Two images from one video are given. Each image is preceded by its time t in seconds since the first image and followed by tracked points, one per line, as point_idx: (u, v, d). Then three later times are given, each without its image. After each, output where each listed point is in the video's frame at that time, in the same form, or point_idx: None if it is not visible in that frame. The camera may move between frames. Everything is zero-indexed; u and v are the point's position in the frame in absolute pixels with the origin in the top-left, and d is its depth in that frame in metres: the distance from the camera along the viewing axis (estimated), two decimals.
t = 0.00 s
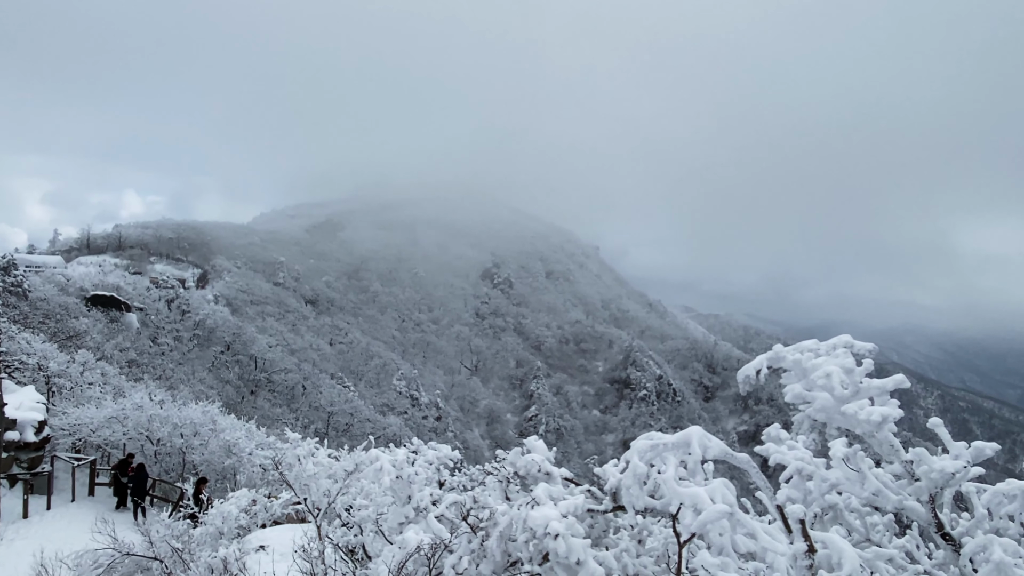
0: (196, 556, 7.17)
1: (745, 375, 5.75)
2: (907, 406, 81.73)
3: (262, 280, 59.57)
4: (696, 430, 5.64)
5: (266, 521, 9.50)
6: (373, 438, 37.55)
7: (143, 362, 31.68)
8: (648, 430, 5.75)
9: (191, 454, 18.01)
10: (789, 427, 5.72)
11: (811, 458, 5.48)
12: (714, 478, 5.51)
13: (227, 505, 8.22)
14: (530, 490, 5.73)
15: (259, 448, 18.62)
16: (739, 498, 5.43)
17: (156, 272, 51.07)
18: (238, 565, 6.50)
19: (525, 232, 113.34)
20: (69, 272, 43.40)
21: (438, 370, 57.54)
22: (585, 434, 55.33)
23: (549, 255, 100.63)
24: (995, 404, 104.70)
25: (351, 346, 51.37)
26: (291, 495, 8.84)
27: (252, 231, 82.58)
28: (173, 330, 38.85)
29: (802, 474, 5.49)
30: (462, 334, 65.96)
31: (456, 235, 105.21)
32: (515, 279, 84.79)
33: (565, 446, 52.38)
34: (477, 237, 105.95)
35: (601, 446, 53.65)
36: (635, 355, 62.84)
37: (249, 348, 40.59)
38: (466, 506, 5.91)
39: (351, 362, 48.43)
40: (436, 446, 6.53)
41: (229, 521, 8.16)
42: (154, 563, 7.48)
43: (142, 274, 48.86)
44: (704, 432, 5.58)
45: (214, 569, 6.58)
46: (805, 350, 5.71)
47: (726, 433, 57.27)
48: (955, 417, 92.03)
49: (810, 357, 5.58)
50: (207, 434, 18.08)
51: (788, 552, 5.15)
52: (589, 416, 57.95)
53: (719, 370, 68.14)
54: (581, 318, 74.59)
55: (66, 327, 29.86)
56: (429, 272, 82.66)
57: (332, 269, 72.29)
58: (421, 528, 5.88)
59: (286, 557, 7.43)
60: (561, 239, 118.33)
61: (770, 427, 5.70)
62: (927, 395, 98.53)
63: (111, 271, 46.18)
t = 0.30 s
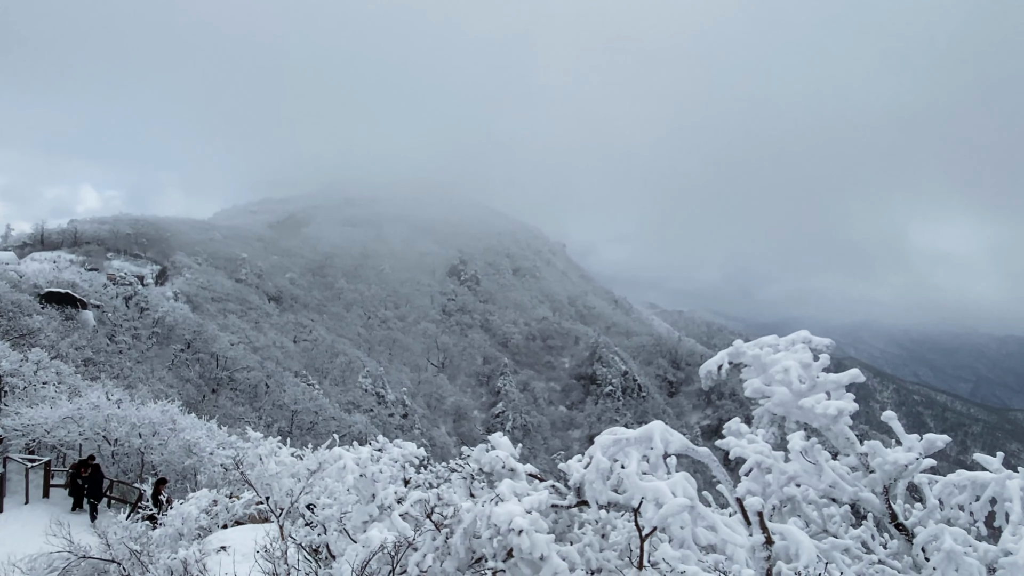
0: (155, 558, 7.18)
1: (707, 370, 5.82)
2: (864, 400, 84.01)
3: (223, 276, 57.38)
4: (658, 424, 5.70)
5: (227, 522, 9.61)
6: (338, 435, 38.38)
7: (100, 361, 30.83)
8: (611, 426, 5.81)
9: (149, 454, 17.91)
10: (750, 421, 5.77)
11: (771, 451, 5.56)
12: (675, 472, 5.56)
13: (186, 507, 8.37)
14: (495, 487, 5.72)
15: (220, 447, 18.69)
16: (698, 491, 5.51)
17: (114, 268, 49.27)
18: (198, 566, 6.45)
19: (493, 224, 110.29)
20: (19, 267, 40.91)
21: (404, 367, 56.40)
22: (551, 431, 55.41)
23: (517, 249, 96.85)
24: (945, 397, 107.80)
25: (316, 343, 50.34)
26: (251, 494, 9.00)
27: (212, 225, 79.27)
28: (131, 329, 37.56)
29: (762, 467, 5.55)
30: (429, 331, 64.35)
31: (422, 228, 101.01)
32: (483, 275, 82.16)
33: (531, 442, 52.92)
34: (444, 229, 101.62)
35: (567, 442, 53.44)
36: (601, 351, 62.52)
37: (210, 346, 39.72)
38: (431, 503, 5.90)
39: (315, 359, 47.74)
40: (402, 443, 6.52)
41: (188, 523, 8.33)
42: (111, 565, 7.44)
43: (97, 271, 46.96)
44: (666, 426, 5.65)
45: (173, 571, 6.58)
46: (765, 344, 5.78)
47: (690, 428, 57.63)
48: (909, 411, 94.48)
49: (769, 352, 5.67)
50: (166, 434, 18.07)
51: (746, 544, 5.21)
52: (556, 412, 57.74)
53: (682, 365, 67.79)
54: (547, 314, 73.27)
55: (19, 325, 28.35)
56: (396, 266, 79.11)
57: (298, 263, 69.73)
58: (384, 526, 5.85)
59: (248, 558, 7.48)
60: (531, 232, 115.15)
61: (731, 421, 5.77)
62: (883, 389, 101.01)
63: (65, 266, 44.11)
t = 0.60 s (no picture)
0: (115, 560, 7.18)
1: (672, 366, 5.87)
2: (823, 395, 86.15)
3: (186, 272, 54.98)
4: (623, 420, 5.71)
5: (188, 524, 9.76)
6: (304, 435, 37.31)
7: (56, 359, 29.87)
8: (577, 422, 5.81)
9: (108, 455, 17.56)
10: (713, 415, 5.82)
11: (733, 445, 5.61)
12: (639, 467, 5.57)
13: (145, 508, 8.47)
14: (460, 483, 5.71)
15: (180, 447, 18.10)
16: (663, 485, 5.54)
17: (71, 266, 47.73)
18: (157, 569, 6.37)
19: (463, 217, 107.78)
20: None
21: (371, 365, 55.23)
22: (519, 428, 54.89)
23: (485, 245, 92.92)
24: (900, 390, 110.60)
25: (281, 341, 49.14)
26: (213, 496, 9.13)
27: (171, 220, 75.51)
28: (89, 326, 36.08)
29: (725, 461, 5.58)
30: (397, 329, 62.54)
31: (388, 222, 95.47)
32: (451, 272, 78.97)
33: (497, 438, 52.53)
34: (411, 222, 96.75)
35: (534, 438, 53.19)
36: (569, 348, 62.28)
37: (172, 344, 38.52)
38: (397, 501, 5.88)
39: (280, 357, 46.68)
40: (368, 442, 6.49)
41: (147, 524, 8.44)
42: (69, 569, 7.46)
43: (52, 268, 45.15)
44: (630, 422, 5.66)
45: (132, 572, 6.66)
46: (728, 341, 5.84)
47: (655, 424, 57.94)
48: (866, 405, 96.94)
49: (732, 348, 5.71)
50: (126, 433, 17.60)
51: (709, 537, 5.24)
52: (523, 409, 57.56)
53: (649, 362, 68.51)
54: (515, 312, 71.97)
55: None
56: (364, 264, 75.37)
57: (263, 260, 67.35)
58: (349, 525, 5.80)
59: (209, 559, 7.50)
60: (500, 229, 111.21)
61: (695, 416, 5.81)
62: (841, 384, 103.37)
63: (16, 263, 42.21)
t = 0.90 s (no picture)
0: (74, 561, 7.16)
1: (639, 362, 5.88)
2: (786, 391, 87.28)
3: (148, 269, 52.40)
4: (590, 416, 5.70)
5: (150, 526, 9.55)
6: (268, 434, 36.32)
7: (11, 359, 27.95)
8: (545, 419, 5.79)
9: (67, 456, 17.18)
10: (678, 411, 5.83)
11: (698, 440, 5.62)
12: (606, 463, 5.56)
13: (105, 510, 8.37)
14: (427, 481, 5.67)
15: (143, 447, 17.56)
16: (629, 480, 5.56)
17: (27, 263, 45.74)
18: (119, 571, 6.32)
19: (433, 214, 106.53)
20: None
21: (339, 363, 53.55)
22: (488, 424, 52.31)
23: (454, 241, 90.84)
24: (861, 385, 112.37)
25: (247, 340, 46.97)
26: (176, 497, 8.84)
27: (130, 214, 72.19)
28: (46, 325, 33.00)
29: (689, 456, 5.61)
30: (365, 326, 60.74)
31: (353, 219, 93.04)
32: (420, 270, 77.04)
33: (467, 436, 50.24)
34: (377, 219, 94.38)
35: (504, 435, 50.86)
36: (538, 345, 60.52)
37: (133, 343, 36.36)
38: (363, 500, 5.84)
39: (246, 355, 44.82)
40: (335, 440, 6.46)
41: (108, 526, 8.32)
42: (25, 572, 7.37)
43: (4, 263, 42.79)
44: (597, 418, 5.65)
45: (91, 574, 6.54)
46: (694, 338, 5.87)
47: (623, 419, 56.96)
48: (828, 400, 99.29)
49: (697, 344, 5.74)
50: (85, 434, 17.35)
51: (674, 531, 5.25)
52: (492, 406, 54.84)
53: (618, 359, 67.90)
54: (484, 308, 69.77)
55: None
56: (330, 261, 73.79)
57: (226, 256, 64.66)
58: (315, 525, 5.77)
59: (173, 561, 7.36)
60: (469, 225, 109.43)
61: (661, 411, 5.83)
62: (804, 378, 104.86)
63: None
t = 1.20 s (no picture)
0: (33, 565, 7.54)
1: (607, 359, 5.89)
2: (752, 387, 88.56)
3: (109, 266, 49.72)
4: (558, 413, 5.67)
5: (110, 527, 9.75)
6: (233, 433, 35.79)
7: None
8: (513, 416, 5.74)
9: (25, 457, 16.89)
10: (644, 407, 5.84)
11: (665, 436, 5.62)
12: (574, 459, 5.55)
13: (65, 512, 8.65)
14: (395, 480, 5.61)
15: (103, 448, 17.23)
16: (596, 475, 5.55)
17: None
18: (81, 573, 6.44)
19: (404, 211, 104.84)
20: None
21: (307, 361, 51.11)
22: (458, 422, 51.51)
23: (424, 238, 88.66)
24: (824, 381, 114.71)
25: (212, 337, 45.66)
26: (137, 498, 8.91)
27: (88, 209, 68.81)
28: None
29: (655, 451, 5.61)
30: (334, 324, 57.82)
31: (320, 215, 88.91)
32: (388, 267, 73.22)
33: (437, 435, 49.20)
34: (347, 215, 90.89)
35: (474, 433, 50.11)
36: (508, 342, 59.76)
37: (93, 341, 35.00)
38: (329, 499, 5.79)
39: (210, 354, 43.33)
40: (302, 439, 6.42)
41: (68, 528, 8.57)
42: None
43: None
44: (565, 415, 5.62)
45: None
46: (661, 335, 5.89)
47: (592, 416, 56.18)
48: (794, 395, 101.37)
49: (664, 341, 5.75)
50: (45, 435, 17.16)
51: (639, 525, 5.26)
52: (462, 403, 54.02)
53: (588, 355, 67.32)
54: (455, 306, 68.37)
55: None
56: (300, 256, 70.24)
57: (190, 254, 61.04)
58: (281, 525, 5.73)
59: (136, 562, 7.35)
60: (440, 222, 107.40)
61: (628, 407, 5.82)
62: (770, 375, 106.66)
63: None
